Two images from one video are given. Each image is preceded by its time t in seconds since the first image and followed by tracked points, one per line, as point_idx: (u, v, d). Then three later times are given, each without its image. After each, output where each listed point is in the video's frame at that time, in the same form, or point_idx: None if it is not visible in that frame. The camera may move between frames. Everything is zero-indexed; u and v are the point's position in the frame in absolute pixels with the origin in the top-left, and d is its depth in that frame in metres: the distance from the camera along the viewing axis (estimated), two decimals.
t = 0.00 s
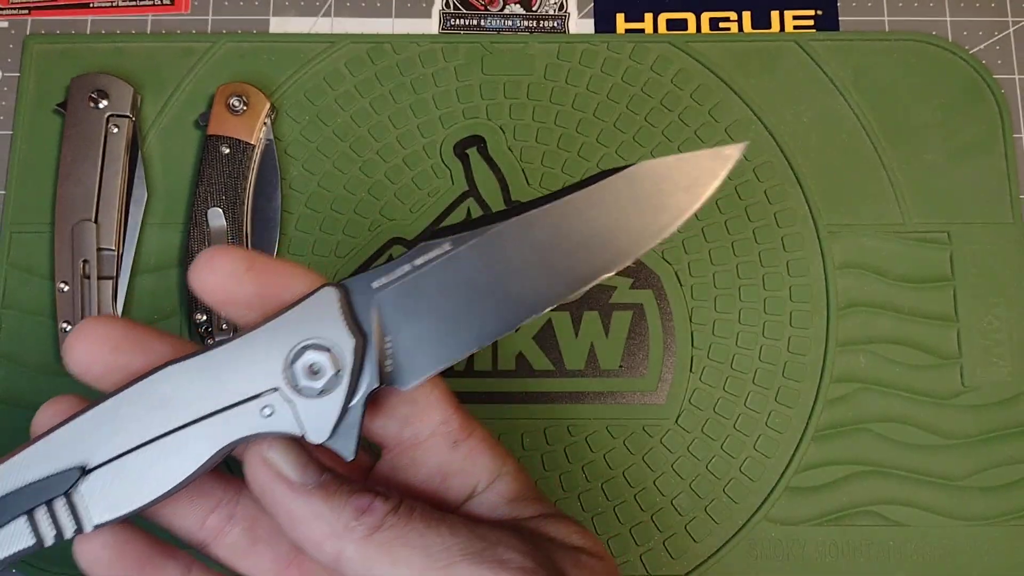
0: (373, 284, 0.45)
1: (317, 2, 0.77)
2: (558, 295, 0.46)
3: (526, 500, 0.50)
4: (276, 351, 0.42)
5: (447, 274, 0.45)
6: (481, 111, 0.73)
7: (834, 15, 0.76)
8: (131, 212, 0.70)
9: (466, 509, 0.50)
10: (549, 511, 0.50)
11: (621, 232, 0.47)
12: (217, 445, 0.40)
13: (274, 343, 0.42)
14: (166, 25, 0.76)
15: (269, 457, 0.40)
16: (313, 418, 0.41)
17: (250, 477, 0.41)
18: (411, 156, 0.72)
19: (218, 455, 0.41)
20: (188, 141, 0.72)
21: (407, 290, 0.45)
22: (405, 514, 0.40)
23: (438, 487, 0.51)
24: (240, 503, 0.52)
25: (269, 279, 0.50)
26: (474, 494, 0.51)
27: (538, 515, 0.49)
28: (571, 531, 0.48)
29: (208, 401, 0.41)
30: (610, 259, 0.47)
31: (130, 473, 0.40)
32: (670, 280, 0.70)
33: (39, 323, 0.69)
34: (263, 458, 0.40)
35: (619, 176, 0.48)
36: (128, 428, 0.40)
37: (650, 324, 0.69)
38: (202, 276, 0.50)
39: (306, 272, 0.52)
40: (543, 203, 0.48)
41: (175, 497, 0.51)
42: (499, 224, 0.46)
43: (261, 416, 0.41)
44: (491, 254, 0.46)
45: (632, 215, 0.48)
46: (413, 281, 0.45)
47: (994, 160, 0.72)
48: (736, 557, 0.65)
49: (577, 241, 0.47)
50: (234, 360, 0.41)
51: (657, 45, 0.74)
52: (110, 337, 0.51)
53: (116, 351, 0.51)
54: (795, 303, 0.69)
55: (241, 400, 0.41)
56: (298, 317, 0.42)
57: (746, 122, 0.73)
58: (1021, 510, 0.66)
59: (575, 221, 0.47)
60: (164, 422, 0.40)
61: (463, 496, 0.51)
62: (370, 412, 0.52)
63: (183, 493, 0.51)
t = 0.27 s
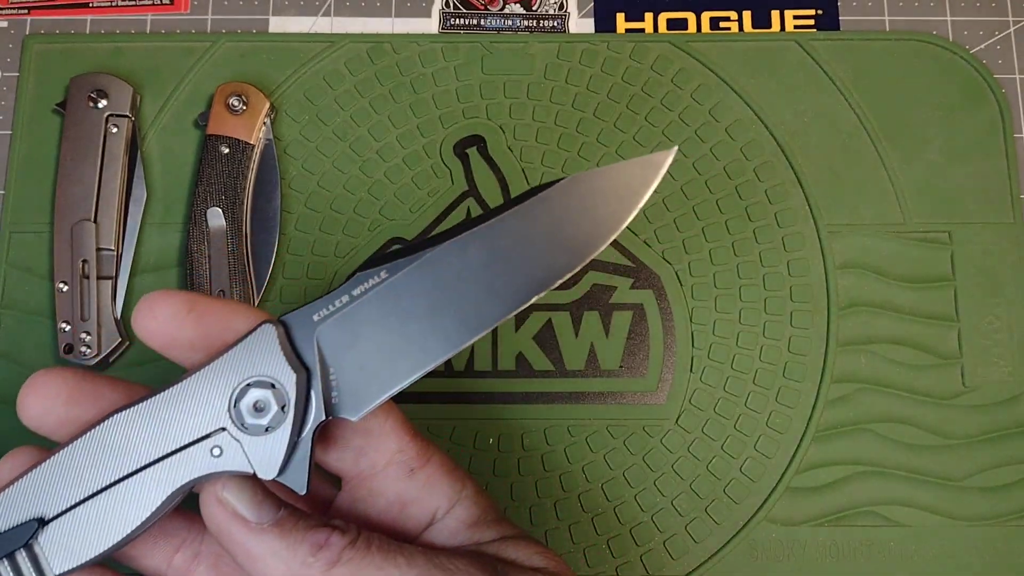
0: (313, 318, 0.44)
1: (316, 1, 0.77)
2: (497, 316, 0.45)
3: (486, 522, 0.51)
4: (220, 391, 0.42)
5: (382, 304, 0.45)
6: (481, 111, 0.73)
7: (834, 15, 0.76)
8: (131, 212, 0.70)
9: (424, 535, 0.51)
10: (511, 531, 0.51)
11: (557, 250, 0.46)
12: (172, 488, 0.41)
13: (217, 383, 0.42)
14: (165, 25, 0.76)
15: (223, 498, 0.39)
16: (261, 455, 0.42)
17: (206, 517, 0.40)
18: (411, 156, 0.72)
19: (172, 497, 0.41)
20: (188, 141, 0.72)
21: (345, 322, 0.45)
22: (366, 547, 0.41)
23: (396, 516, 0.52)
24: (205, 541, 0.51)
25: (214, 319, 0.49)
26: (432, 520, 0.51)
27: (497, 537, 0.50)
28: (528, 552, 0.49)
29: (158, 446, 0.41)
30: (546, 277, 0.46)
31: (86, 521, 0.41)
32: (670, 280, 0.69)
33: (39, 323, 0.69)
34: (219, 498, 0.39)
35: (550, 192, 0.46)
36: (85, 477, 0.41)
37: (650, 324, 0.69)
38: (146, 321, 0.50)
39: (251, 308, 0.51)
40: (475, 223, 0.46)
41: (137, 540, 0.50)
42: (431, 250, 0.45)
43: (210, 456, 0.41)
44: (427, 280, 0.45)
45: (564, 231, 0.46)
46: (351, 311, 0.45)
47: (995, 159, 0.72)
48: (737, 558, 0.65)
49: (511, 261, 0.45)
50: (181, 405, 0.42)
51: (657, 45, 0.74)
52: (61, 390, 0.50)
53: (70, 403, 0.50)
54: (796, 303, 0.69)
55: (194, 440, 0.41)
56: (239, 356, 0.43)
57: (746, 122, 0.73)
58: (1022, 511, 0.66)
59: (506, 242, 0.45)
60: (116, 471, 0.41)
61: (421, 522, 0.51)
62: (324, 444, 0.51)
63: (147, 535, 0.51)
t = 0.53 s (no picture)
0: (283, 341, 0.44)
1: (316, 1, 0.77)
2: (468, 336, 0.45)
3: (468, 537, 0.52)
4: (192, 419, 0.42)
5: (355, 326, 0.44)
6: (481, 111, 0.73)
7: (834, 15, 0.76)
8: (131, 212, 0.70)
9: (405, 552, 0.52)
10: (493, 545, 0.52)
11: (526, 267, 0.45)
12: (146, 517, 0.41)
13: (188, 410, 0.42)
14: (165, 25, 0.76)
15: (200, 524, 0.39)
16: (235, 482, 0.42)
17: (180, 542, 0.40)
18: (411, 156, 0.72)
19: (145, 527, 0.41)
20: (188, 141, 0.72)
21: (316, 345, 0.44)
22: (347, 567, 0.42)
23: (376, 533, 0.52)
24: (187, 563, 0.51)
25: (182, 344, 0.48)
26: (414, 536, 0.52)
27: (479, 552, 0.51)
28: (513, 564, 0.50)
29: (129, 476, 0.41)
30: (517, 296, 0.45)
31: (62, 550, 0.41)
32: (670, 280, 0.69)
33: (39, 323, 0.69)
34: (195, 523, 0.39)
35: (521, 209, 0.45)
36: (60, 507, 0.41)
37: (650, 323, 0.69)
38: (118, 348, 0.49)
39: (224, 333, 0.50)
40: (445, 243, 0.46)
41: (119, 564, 0.49)
42: (402, 269, 0.45)
43: (184, 483, 0.42)
44: (398, 300, 0.44)
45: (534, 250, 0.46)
46: (320, 334, 0.44)
47: (995, 159, 0.72)
48: (737, 558, 0.65)
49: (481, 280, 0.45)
50: (151, 434, 0.42)
51: (657, 45, 0.74)
52: (36, 416, 0.50)
53: (44, 429, 0.51)
54: (796, 303, 0.69)
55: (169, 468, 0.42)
56: (208, 384, 0.43)
57: (746, 122, 0.73)
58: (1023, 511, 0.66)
59: (476, 261, 0.45)
60: (89, 500, 0.41)
61: (402, 539, 0.52)
62: (301, 466, 0.51)
63: (127, 559, 0.49)
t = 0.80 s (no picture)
0: (295, 335, 0.44)
1: (316, 1, 0.77)
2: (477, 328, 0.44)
3: (476, 537, 0.52)
4: (205, 413, 0.42)
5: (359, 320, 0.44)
6: (481, 111, 0.73)
7: (834, 15, 0.76)
8: (131, 212, 0.70)
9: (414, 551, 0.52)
10: (500, 545, 0.52)
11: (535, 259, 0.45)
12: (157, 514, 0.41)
13: (201, 404, 0.42)
14: (165, 25, 0.76)
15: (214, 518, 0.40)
16: (248, 476, 0.42)
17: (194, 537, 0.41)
18: (411, 156, 0.72)
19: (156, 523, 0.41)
20: (188, 141, 0.72)
21: (327, 338, 0.44)
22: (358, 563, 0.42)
23: (385, 531, 0.52)
24: (194, 562, 0.51)
25: (195, 340, 0.48)
26: (422, 535, 0.52)
27: (488, 551, 0.51)
28: (520, 564, 0.50)
29: (141, 472, 0.41)
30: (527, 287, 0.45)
31: (74, 547, 0.40)
32: (670, 280, 0.69)
33: (39, 323, 0.69)
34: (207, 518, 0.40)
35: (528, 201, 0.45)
36: (70, 505, 0.40)
37: (650, 323, 0.69)
38: (127, 343, 0.48)
39: (236, 328, 0.50)
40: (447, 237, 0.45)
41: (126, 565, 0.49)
42: (412, 263, 0.45)
43: (197, 478, 0.41)
44: (408, 295, 0.44)
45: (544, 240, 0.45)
46: (332, 327, 0.44)
47: (995, 159, 0.72)
48: (736, 558, 0.65)
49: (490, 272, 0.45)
50: (165, 428, 0.41)
51: (657, 44, 0.74)
52: (45, 415, 0.50)
53: (53, 428, 0.51)
54: (796, 303, 0.69)
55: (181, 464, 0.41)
56: (222, 378, 0.43)
57: (746, 122, 0.73)
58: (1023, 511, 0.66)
59: (484, 253, 0.45)
60: (102, 496, 0.41)
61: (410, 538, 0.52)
62: (311, 463, 0.51)
63: (135, 559, 0.50)
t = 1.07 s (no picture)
0: (318, 321, 0.44)
1: (316, 1, 0.77)
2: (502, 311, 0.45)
3: (497, 530, 0.52)
4: (232, 403, 0.42)
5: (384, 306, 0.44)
6: (481, 111, 0.73)
7: (834, 15, 0.76)
8: (131, 212, 0.70)
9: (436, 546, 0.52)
10: (522, 538, 0.52)
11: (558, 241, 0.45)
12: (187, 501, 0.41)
13: (227, 394, 0.42)
14: (165, 25, 0.76)
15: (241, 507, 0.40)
16: (278, 464, 0.42)
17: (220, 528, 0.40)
18: (411, 156, 0.72)
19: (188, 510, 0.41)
20: (188, 141, 0.72)
21: (352, 324, 0.44)
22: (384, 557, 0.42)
23: (407, 526, 0.52)
24: (214, 553, 0.52)
25: (217, 322, 0.49)
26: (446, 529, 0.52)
27: (510, 545, 0.51)
28: (543, 557, 0.50)
29: (168, 462, 0.41)
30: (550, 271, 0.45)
31: (105, 538, 0.40)
32: (670, 280, 0.70)
33: (39, 323, 0.69)
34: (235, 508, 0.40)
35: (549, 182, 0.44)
36: (98, 497, 0.40)
37: (650, 323, 0.69)
38: (151, 325, 0.49)
39: (257, 313, 0.51)
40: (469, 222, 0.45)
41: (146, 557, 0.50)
42: (431, 248, 0.44)
43: (226, 466, 0.42)
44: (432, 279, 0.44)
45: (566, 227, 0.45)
46: (357, 313, 0.44)
47: (995, 159, 0.72)
48: (737, 557, 0.65)
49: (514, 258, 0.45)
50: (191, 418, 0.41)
51: (657, 44, 0.74)
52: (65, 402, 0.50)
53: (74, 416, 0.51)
54: (796, 303, 0.69)
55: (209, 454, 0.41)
56: (247, 367, 0.43)
57: (746, 122, 0.73)
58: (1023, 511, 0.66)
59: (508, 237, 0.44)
60: (131, 488, 0.40)
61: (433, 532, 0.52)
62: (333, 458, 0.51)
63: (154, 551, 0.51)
